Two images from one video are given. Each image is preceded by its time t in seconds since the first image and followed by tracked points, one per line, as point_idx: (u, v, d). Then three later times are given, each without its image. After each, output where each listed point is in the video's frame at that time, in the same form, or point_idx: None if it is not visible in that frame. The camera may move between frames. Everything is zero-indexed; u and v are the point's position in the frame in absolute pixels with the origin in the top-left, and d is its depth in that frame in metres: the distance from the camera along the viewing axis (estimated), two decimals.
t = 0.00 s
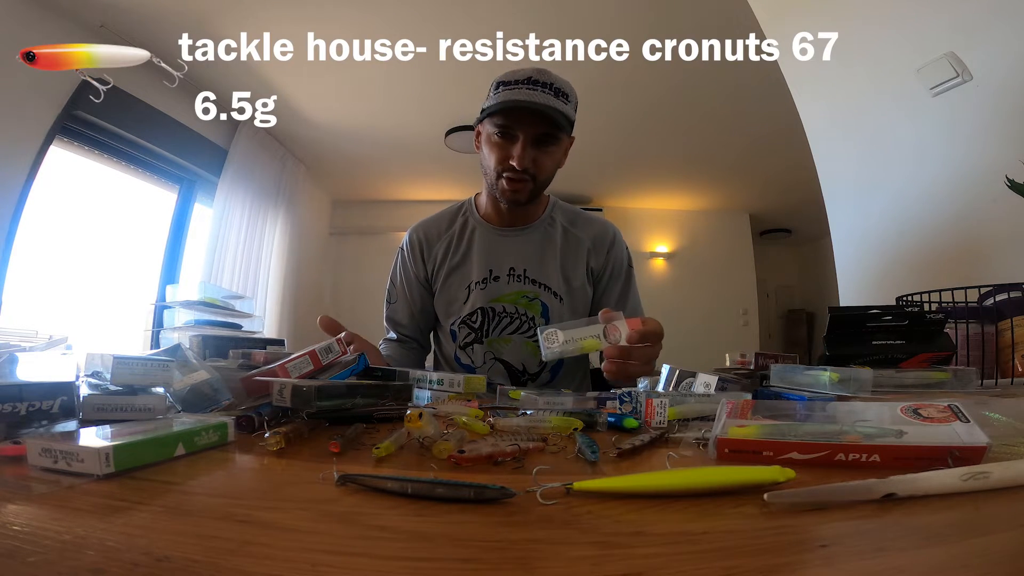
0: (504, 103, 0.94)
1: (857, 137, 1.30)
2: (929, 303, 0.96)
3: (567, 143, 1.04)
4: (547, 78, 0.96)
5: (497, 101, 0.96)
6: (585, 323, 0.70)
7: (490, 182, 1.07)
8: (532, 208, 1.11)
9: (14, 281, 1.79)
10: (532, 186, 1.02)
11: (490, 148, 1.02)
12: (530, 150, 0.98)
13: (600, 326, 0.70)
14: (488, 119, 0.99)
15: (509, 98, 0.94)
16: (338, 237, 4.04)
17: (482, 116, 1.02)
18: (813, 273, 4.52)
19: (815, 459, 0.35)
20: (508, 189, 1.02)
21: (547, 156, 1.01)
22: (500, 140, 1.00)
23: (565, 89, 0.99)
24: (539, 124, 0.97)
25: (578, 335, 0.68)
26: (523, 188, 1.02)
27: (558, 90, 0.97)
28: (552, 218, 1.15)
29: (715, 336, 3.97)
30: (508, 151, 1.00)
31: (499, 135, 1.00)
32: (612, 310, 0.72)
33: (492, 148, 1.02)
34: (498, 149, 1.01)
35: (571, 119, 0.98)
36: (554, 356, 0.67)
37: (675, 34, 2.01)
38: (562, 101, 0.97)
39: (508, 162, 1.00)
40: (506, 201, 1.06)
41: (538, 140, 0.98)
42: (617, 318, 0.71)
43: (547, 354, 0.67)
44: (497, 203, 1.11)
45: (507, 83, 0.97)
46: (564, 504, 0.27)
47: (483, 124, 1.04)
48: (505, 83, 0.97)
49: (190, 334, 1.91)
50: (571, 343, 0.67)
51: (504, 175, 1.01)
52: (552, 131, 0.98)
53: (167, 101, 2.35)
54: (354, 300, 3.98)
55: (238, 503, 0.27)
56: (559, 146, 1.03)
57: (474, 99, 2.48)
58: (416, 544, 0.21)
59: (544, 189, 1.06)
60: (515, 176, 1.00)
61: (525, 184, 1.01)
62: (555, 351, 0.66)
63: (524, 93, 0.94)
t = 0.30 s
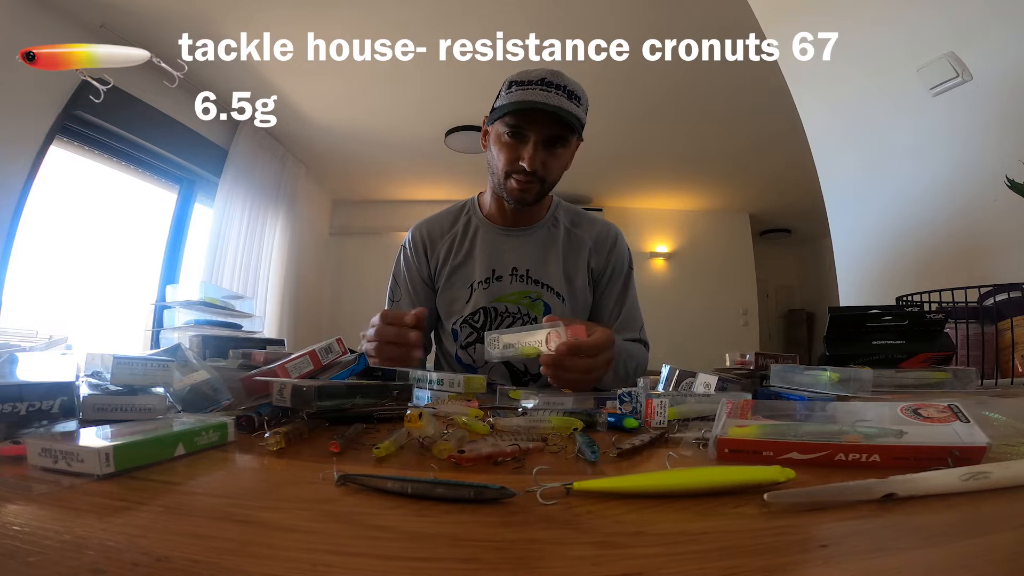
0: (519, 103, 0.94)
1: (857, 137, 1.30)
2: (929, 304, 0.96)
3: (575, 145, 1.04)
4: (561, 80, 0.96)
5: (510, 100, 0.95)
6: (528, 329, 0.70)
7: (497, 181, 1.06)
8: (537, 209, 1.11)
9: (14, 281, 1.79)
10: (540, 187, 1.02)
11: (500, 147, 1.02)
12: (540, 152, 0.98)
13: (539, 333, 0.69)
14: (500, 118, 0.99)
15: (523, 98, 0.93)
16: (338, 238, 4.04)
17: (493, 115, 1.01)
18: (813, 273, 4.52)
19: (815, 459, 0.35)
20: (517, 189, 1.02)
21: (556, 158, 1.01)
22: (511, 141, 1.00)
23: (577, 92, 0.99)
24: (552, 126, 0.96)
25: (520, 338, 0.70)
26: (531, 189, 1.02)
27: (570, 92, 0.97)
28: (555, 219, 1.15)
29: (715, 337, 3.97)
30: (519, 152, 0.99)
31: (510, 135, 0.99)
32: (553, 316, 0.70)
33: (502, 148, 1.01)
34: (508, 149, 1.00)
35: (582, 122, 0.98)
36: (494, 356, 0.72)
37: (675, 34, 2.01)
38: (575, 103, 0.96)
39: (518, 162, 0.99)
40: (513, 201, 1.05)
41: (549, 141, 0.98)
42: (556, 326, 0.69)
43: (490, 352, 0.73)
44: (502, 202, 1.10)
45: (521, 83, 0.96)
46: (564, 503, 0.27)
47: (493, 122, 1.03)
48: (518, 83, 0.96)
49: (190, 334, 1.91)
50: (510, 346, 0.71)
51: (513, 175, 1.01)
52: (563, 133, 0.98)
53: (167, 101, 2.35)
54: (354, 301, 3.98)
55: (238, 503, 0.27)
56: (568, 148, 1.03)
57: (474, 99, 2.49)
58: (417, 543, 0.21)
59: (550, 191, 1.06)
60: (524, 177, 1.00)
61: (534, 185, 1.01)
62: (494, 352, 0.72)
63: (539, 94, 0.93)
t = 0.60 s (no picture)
0: (527, 100, 0.94)
1: (856, 138, 1.30)
2: (929, 304, 0.96)
3: (581, 145, 1.04)
4: (570, 80, 0.96)
5: (518, 97, 0.95)
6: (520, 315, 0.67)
7: (501, 179, 1.06)
8: (540, 207, 1.11)
9: (14, 281, 1.79)
10: (545, 185, 1.01)
11: (506, 144, 1.01)
12: (546, 150, 0.98)
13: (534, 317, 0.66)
14: (507, 115, 0.99)
15: (532, 95, 0.94)
16: (338, 238, 4.04)
17: (500, 112, 1.01)
18: (813, 273, 4.52)
19: (815, 459, 0.35)
20: (521, 187, 1.01)
21: (562, 157, 1.01)
22: (517, 138, 0.99)
23: (585, 92, 0.99)
24: (559, 123, 0.97)
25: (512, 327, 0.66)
26: (535, 188, 1.01)
27: (578, 91, 0.97)
28: (557, 218, 1.15)
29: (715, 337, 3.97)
30: (524, 149, 0.99)
31: (516, 132, 0.99)
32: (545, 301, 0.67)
33: (507, 145, 1.01)
34: (514, 146, 0.99)
35: (589, 121, 0.99)
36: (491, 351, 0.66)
37: (675, 34, 2.01)
38: (583, 102, 0.97)
39: (524, 159, 0.99)
40: (516, 199, 1.05)
41: (555, 139, 0.98)
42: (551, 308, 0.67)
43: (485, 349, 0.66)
44: (505, 199, 1.10)
45: (529, 80, 0.96)
46: (564, 504, 0.27)
47: (501, 119, 1.03)
48: (526, 81, 0.97)
49: (190, 334, 1.91)
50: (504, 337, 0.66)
51: (517, 173, 1.00)
52: (570, 131, 0.98)
53: (167, 101, 2.35)
54: (354, 301, 3.98)
55: (238, 503, 0.27)
56: (574, 147, 1.03)
57: (474, 99, 2.49)
58: (417, 543, 0.21)
59: (554, 190, 1.06)
60: (529, 174, 0.99)
61: (538, 183, 1.00)
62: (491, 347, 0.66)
63: (548, 92, 0.94)
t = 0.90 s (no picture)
0: (545, 99, 0.94)
1: (855, 138, 1.30)
2: (929, 303, 0.96)
3: (595, 148, 1.04)
4: (589, 82, 0.96)
5: (536, 96, 0.95)
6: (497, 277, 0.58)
7: (513, 178, 1.05)
8: (550, 209, 1.11)
9: (14, 281, 1.79)
10: (557, 186, 1.01)
11: (521, 143, 1.01)
12: (561, 150, 0.98)
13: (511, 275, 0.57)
14: (524, 113, 0.98)
15: (551, 94, 0.93)
16: (338, 238, 4.04)
17: (517, 111, 1.01)
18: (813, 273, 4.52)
19: (815, 459, 0.35)
20: (533, 187, 1.01)
21: (576, 159, 1.01)
22: (533, 136, 0.99)
23: (604, 95, 0.99)
24: (575, 125, 0.97)
25: (489, 292, 0.57)
26: (547, 188, 1.01)
27: (597, 94, 0.97)
28: (565, 220, 1.16)
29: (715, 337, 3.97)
30: (539, 149, 0.98)
31: (533, 131, 0.99)
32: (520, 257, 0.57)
33: (522, 144, 1.00)
34: (529, 145, 0.99)
35: (607, 124, 0.99)
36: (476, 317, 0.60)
37: (674, 34, 2.01)
38: (602, 106, 0.97)
39: (538, 158, 0.98)
40: (527, 199, 1.05)
41: (570, 141, 0.98)
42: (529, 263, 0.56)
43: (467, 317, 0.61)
44: (516, 198, 1.10)
45: (548, 80, 0.96)
46: (564, 504, 0.27)
47: (517, 117, 1.02)
48: (546, 80, 0.97)
49: (190, 334, 1.91)
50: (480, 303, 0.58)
51: (530, 172, 1.00)
52: (586, 133, 0.98)
53: (167, 101, 2.35)
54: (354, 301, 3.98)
55: (237, 503, 0.27)
56: (588, 150, 1.03)
57: (474, 99, 2.49)
58: (417, 543, 0.21)
59: (565, 191, 1.06)
60: (543, 174, 0.99)
61: (551, 183, 1.00)
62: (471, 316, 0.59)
63: (566, 92, 0.93)
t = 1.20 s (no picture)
0: (550, 99, 0.93)
1: (854, 138, 1.31)
2: (929, 303, 0.96)
3: (601, 148, 1.04)
4: (595, 82, 0.96)
5: (541, 96, 0.95)
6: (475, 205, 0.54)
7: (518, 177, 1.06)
8: (554, 209, 1.10)
9: (14, 281, 1.79)
10: (561, 186, 1.01)
11: (526, 142, 1.01)
12: (566, 151, 0.97)
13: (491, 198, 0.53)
14: (529, 113, 0.98)
15: (555, 94, 0.93)
16: (338, 238, 4.04)
17: (522, 111, 1.01)
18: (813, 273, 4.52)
19: (815, 459, 0.35)
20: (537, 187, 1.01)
21: (582, 159, 1.01)
22: (538, 137, 0.99)
23: (609, 96, 0.99)
24: (581, 125, 0.96)
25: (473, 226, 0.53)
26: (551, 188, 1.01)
27: (603, 94, 0.97)
28: (572, 219, 1.15)
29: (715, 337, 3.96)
30: (544, 149, 0.98)
31: (538, 131, 0.99)
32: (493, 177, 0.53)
33: (527, 144, 1.00)
34: (534, 144, 0.99)
35: (612, 125, 0.98)
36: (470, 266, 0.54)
37: (674, 34, 2.01)
38: (608, 106, 0.96)
39: (542, 158, 0.98)
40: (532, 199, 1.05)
41: (575, 141, 0.98)
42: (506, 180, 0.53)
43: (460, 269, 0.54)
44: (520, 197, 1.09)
45: (554, 81, 0.96)
46: (564, 503, 0.27)
47: (522, 118, 1.03)
48: (551, 81, 0.97)
49: (190, 334, 1.91)
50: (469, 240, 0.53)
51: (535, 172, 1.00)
52: (592, 134, 0.98)
53: (167, 101, 2.35)
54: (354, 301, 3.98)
55: (238, 503, 0.27)
56: (594, 151, 1.02)
57: (474, 99, 2.49)
58: (416, 544, 0.21)
59: (571, 192, 1.06)
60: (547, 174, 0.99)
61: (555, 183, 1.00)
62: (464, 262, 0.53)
63: (571, 92, 0.93)
